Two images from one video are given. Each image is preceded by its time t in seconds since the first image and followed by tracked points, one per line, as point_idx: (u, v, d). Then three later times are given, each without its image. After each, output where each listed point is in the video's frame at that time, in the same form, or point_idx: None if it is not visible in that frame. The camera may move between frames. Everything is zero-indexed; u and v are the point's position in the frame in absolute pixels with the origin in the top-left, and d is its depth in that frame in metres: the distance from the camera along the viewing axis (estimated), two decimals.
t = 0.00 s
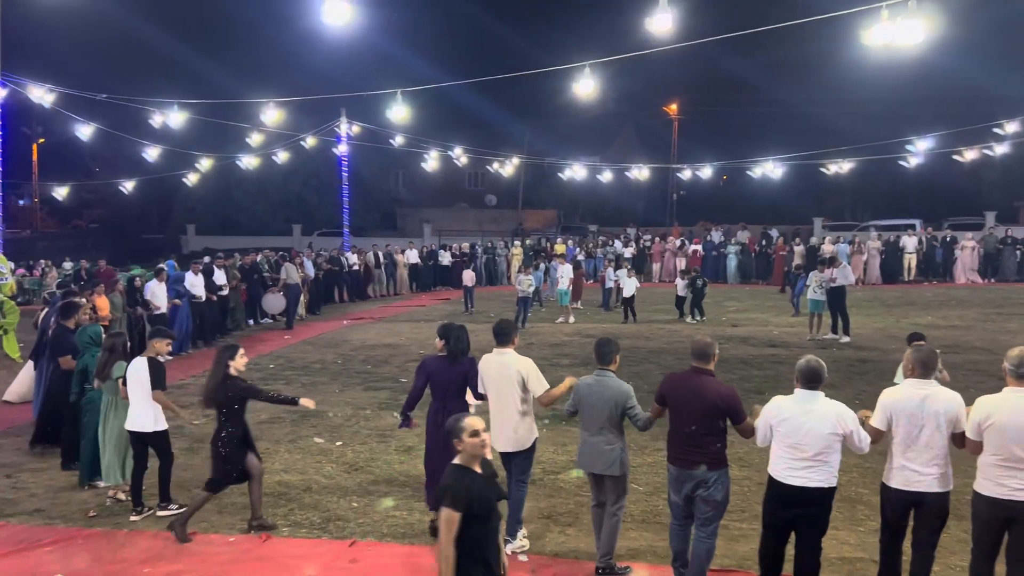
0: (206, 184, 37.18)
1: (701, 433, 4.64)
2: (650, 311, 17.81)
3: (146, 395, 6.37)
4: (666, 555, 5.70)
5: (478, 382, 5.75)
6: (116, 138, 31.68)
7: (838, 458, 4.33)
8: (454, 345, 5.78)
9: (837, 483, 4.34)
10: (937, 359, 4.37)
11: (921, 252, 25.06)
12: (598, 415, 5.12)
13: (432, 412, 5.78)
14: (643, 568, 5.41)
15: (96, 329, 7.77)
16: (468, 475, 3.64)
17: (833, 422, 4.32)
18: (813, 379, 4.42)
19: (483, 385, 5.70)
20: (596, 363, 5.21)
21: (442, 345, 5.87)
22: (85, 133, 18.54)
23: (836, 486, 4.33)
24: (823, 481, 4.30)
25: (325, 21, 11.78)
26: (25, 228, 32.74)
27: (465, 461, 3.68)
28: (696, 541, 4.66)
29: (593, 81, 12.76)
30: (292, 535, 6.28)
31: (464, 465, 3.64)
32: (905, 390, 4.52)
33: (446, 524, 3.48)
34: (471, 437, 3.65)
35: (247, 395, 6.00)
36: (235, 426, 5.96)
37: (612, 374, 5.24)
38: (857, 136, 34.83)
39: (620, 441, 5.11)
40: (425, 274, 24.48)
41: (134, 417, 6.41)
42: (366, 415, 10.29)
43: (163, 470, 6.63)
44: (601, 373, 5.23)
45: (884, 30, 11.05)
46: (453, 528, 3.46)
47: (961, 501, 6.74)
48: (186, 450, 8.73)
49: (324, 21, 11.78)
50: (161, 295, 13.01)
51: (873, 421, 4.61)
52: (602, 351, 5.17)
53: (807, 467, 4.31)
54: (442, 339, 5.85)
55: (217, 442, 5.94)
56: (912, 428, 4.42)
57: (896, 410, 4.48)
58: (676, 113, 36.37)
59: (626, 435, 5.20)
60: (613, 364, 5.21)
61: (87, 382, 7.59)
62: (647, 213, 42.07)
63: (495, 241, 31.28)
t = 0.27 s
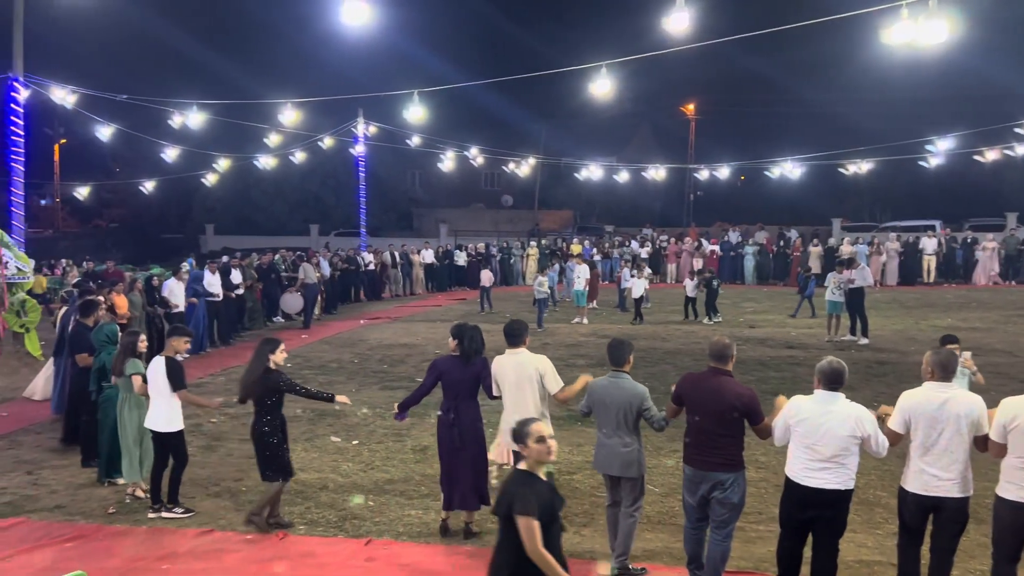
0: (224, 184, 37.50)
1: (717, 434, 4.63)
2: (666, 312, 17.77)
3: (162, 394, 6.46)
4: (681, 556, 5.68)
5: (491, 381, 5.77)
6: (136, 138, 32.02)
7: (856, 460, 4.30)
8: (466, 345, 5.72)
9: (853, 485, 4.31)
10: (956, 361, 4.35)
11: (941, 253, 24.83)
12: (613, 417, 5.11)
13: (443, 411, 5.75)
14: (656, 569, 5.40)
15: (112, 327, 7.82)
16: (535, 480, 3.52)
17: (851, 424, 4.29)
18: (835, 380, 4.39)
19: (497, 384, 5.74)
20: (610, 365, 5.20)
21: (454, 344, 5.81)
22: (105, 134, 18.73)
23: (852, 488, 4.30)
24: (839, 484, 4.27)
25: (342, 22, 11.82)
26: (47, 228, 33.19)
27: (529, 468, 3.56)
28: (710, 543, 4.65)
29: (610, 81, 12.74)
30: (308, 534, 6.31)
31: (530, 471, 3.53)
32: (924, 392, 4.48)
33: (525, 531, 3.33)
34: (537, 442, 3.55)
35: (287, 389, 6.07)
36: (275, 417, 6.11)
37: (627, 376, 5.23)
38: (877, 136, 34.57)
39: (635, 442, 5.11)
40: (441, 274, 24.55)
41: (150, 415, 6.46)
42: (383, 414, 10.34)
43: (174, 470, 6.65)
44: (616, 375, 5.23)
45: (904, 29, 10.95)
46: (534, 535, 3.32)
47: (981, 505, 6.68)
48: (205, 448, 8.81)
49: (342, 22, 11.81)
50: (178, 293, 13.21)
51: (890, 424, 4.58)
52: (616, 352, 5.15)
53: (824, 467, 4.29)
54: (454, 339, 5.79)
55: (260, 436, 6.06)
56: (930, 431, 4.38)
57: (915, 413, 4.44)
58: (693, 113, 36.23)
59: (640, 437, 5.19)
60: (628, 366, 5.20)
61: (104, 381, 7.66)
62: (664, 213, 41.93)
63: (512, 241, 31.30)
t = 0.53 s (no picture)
0: (234, 184, 37.72)
1: (721, 435, 4.62)
2: (675, 312, 17.78)
3: (182, 393, 6.49)
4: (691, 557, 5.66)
5: (489, 381, 5.75)
6: (147, 138, 32.22)
7: (862, 462, 4.29)
8: (463, 346, 5.78)
9: (861, 487, 4.29)
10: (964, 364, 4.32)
11: (953, 254, 24.72)
12: (613, 417, 5.10)
13: (441, 411, 5.80)
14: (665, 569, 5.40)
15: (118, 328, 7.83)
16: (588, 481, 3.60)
17: (858, 424, 4.28)
18: (841, 381, 4.38)
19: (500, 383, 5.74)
20: (613, 365, 5.20)
21: (453, 344, 5.90)
22: (117, 134, 18.84)
23: (860, 490, 4.28)
24: (846, 486, 4.25)
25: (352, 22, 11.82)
26: (59, 227, 33.45)
27: (583, 469, 3.64)
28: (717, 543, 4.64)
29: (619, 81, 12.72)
30: (321, 532, 6.35)
31: (583, 473, 3.60)
32: (931, 394, 4.46)
33: (576, 535, 3.44)
34: (590, 445, 3.62)
35: (307, 385, 6.11)
36: (296, 415, 6.12)
37: (629, 376, 5.21)
38: (889, 136, 34.38)
39: (638, 443, 5.09)
40: (450, 274, 24.60)
41: (167, 415, 6.50)
42: (393, 413, 10.38)
43: (199, 469, 6.66)
44: (617, 376, 5.21)
45: (914, 28, 10.88)
46: (583, 539, 3.42)
47: (993, 507, 6.64)
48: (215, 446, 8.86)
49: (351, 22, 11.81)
50: (188, 292, 13.16)
51: (897, 426, 4.56)
52: (618, 353, 5.15)
53: (831, 468, 4.27)
54: (452, 339, 5.85)
55: (278, 436, 6.08)
56: (938, 433, 4.35)
57: (922, 415, 4.42)
58: (703, 113, 36.12)
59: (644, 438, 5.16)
60: (630, 367, 5.19)
61: (110, 379, 7.71)
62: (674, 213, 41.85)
63: (521, 241, 31.33)
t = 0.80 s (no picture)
0: (241, 183, 37.85)
1: (713, 436, 4.61)
2: (680, 312, 17.74)
3: (208, 394, 6.48)
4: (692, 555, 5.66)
5: (468, 382, 5.73)
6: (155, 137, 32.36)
7: (854, 464, 4.27)
8: (444, 347, 5.77)
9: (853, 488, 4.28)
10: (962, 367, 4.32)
11: (961, 253, 24.60)
12: (602, 418, 5.08)
13: (422, 412, 5.78)
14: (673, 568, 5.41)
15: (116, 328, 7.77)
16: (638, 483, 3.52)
17: (846, 425, 4.26)
18: (830, 381, 4.33)
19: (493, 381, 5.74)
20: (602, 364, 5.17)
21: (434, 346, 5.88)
22: (124, 133, 18.90)
23: (852, 492, 4.27)
24: (837, 487, 4.23)
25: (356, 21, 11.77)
26: (67, 226, 33.63)
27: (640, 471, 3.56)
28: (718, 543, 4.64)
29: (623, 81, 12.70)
30: (326, 530, 6.35)
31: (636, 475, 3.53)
32: (927, 397, 4.45)
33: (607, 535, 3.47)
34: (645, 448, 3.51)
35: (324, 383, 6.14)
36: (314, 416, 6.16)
37: (617, 376, 5.19)
38: (897, 135, 34.18)
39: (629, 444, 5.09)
40: (456, 273, 24.62)
41: (195, 416, 6.47)
42: (397, 412, 10.39)
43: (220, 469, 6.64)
44: (606, 376, 5.19)
45: (919, 27, 10.83)
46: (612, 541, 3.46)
47: (997, 507, 6.61)
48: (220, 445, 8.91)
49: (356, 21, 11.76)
50: (191, 289, 13.23)
51: (892, 428, 4.56)
52: (607, 352, 5.13)
53: (822, 470, 4.25)
54: (433, 341, 5.85)
55: (296, 437, 6.10)
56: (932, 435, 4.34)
57: (917, 418, 4.41)
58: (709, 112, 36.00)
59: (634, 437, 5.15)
60: (617, 367, 5.17)
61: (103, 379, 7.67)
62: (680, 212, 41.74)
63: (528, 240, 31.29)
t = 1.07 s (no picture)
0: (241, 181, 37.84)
1: (706, 434, 4.63)
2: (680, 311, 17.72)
3: (221, 394, 6.53)
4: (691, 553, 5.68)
5: (460, 379, 5.73)
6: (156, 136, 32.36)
7: (844, 461, 4.28)
8: (434, 347, 5.78)
9: (845, 486, 4.27)
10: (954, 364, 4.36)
11: (961, 251, 24.60)
12: (595, 417, 5.10)
13: (415, 411, 5.79)
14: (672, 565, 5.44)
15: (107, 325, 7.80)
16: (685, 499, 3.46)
17: (836, 421, 4.28)
18: (819, 377, 4.39)
19: (488, 378, 5.76)
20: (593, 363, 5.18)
21: (421, 345, 5.89)
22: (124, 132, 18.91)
23: (843, 490, 4.27)
24: (830, 485, 4.23)
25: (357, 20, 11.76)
26: (67, 225, 33.64)
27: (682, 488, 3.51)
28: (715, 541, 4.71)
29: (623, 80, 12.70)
30: (326, 528, 6.36)
31: (682, 490, 3.46)
32: (921, 394, 4.47)
33: (656, 554, 3.34)
34: (692, 462, 3.50)
35: (325, 386, 6.16)
36: (316, 414, 6.18)
37: (609, 375, 5.19)
38: (898, 133, 34.12)
39: (620, 443, 5.11)
40: (456, 272, 24.65)
41: (203, 416, 6.49)
42: (396, 411, 10.39)
43: (222, 468, 6.67)
44: (597, 375, 5.18)
45: (917, 26, 10.83)
46: (661, 560, 3.33)
47: (996, 506, 6.61)
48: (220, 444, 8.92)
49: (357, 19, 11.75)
50: (188, 288, 13.49)
51: (884, 426, 4.58)
52: (599, 350, 5.14)
53: (814, 469, 4.25)
54: (423, 339, 5.85)
55: (296, 436, 6.11)
56: (926, 432, 4.35)
57: (911, 415, 4.43)
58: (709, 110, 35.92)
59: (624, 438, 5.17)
60: (609, 366, 5.17)
61: (94, 377, 7.67)
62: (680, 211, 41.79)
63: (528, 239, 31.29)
